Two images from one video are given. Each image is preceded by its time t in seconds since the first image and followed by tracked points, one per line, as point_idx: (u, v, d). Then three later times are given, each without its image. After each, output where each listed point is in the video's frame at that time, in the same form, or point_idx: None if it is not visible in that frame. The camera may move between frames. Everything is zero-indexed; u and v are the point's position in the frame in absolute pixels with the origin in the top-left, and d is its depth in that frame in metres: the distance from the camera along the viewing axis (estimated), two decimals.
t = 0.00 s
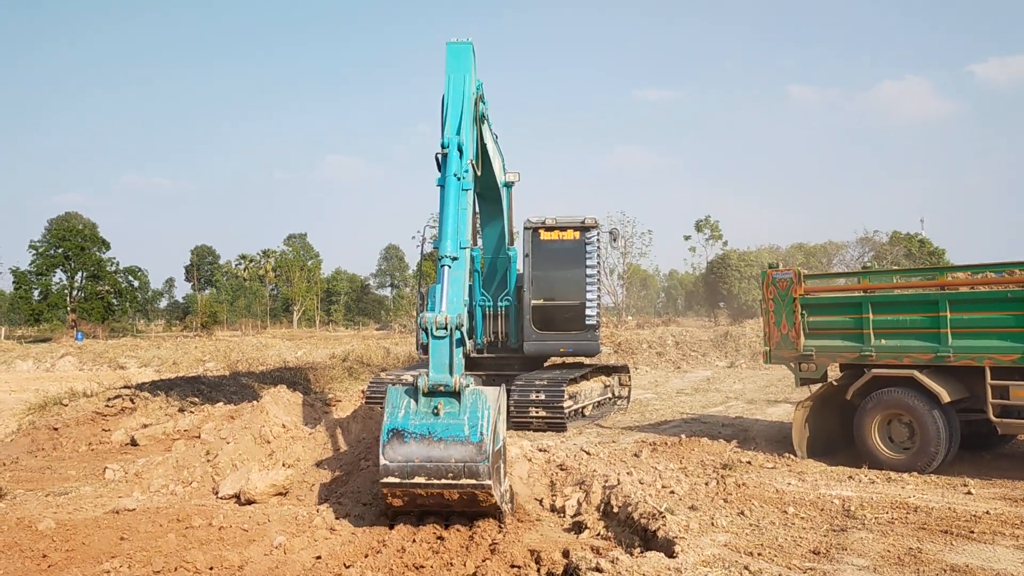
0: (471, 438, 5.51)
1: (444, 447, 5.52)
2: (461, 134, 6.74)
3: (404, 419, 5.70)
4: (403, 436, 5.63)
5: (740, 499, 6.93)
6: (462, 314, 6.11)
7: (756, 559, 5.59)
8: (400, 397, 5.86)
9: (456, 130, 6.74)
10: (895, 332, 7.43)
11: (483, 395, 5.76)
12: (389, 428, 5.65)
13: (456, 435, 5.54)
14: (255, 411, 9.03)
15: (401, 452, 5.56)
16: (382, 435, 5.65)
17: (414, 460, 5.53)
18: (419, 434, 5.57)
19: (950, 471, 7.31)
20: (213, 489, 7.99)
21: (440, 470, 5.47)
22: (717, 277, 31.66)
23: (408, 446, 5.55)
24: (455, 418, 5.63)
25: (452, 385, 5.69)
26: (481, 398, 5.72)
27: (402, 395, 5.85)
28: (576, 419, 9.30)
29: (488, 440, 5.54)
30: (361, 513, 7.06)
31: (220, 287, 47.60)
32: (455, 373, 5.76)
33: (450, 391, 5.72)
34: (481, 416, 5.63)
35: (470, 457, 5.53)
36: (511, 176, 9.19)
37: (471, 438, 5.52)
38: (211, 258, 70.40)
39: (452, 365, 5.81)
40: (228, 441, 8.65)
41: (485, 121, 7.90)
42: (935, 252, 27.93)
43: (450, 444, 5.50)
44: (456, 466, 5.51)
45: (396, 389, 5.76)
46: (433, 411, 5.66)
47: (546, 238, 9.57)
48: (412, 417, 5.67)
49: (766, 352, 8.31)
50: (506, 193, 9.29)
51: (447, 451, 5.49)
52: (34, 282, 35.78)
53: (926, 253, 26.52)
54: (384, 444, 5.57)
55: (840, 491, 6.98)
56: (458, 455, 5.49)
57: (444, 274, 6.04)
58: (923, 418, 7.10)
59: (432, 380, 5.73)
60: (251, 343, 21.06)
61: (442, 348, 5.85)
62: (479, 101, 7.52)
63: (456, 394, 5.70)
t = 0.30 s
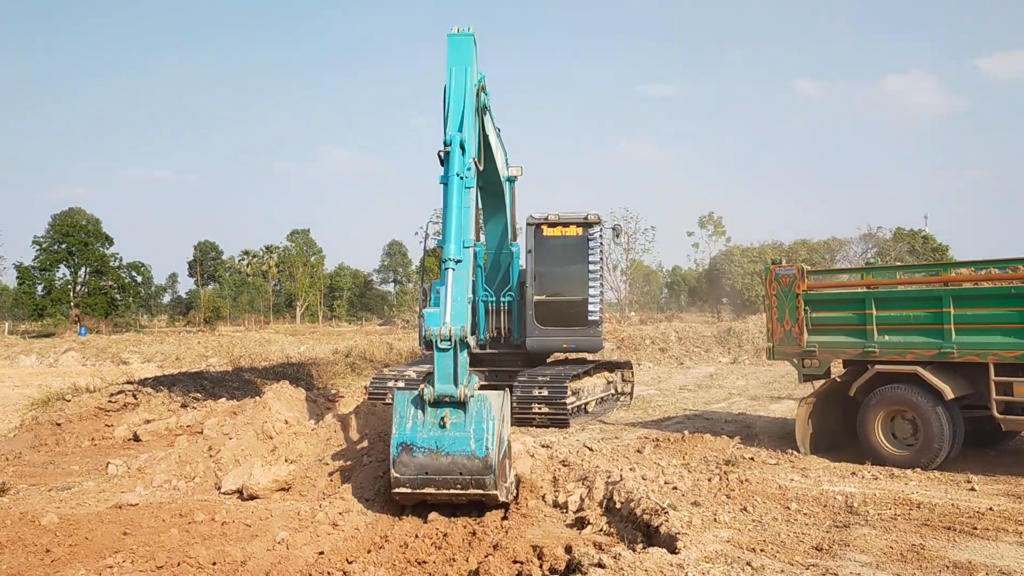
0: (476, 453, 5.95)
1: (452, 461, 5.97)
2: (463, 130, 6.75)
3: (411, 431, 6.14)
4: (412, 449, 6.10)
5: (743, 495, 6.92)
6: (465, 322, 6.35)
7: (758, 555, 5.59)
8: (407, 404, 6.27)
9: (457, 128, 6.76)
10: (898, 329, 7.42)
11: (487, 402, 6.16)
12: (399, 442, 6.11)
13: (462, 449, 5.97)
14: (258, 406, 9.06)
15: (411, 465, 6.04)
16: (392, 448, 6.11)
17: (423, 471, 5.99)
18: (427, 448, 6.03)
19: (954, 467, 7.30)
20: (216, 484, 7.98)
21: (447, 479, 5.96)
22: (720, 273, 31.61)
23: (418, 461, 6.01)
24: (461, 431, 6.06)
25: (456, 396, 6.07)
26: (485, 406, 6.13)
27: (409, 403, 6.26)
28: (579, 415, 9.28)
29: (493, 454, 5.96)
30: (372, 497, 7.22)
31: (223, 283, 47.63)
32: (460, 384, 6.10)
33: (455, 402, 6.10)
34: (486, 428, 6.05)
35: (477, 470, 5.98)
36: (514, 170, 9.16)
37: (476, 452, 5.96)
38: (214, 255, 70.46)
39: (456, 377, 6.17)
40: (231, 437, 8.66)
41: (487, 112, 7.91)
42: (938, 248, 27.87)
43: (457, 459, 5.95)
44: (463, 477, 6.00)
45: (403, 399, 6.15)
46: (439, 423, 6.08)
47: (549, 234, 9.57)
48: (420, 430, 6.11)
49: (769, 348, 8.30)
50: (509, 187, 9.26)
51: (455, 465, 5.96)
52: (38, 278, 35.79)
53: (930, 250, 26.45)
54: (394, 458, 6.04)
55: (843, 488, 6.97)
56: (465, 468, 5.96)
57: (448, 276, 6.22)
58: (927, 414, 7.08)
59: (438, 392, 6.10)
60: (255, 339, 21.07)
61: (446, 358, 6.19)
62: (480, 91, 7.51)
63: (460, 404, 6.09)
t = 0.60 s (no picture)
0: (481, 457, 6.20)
1: (457, 465, 6.23)
2: (466, 134, 6.84)
3: (417, 434, 6.37)
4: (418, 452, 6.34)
5: (743, 494, 6.93)
6: (470, 326, 6.52)
7: (759, 554, 5.61)
8: (413, 407, 6.51)
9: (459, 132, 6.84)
10: (899, 329, 7.42)
11: (491, 405, 6.37)
12: (405, 445, 6.35)
13: (467, 453, 6.22)
14: (259, 405, 9.09)
15: (417, 468, 6.29)
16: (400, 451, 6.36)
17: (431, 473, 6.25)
18: (434, 452, 6.29)
19: (954, 467, 7.31)
20: (218, 482, 8.00)
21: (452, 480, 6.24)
22: (721, 271, 31.62)
23: (424, 464, 6.28)
24: (466, 434, 6.29)
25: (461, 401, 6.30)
26: (489, 409, 6.35)
27: (415, 406, 6.47)
28: (580, 414, 9.28)
29: (497, 457, 6.23)
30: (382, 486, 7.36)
31: (225, 281, 47.64)
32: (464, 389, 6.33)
33: (459, 406, 6.32)
34: (490, 431, 6.29)
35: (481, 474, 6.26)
36: (515, 169, 9.18)
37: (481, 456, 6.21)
38: (216, 252, 70.51)
39: (461, 381, 6.41)
40: (232, 436, 8.67)
41: (489, 108, 7.92)
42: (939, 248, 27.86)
43: (463, 462, 6.21)
44: (468, 479, 6.27)
45: (409, 403, 6.38)
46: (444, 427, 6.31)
47: (550, 233, 9.58)
48: (426, 434, 6.35)
49: (769, 349, 8.29)
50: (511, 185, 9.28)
51: (460, 467, 6.23)
52: (39, 275, 35.78)
53: (931, 250, 26.44)
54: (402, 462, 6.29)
55: (844, 487, 6.98)
56: (470, 471, 6.24)
57: (451, 284, 6.38)
58: (927, 414, 7.09)
59: (444, 397, 6.36)
60: (257, 337, 21.09)
61: (452, 365, 6.42)
62: (483, 89, 7.53)
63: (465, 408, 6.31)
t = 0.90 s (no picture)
0: (485, 460, 6.72)
1: (462, 468, 6.74)
2: (468, 138, 6.95)
3: (424, 438, 6.85)
4: (425, 454, 6.85)
5: (743, 494, 6.93)
6: (472, 331, 6.87)
7: (758, 554, 5.61)
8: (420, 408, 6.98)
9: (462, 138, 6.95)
10: (899, 329, 7.43)
11: (494, 409, 6.86)
12: (412, 449, 6.83)
13: (472, 457, 6.73)
14: (260, 405, 9.10)
15: (424, 472, 6.79)
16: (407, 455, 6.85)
17: (439, 477, 6.76)
18: (439, 455, 6.79)
19: (953, 468, 7.31)
20: (218, 482, 7.99)
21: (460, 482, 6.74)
22: (721, 272, 31.62)
23: (430, 468, 6.78)
24: (471, 438, 6.79)
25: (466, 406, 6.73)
26: (493, 413, 6.85)
27: (422, 411, 6.94)
28: (580, 413, 9.27)
29: (500, 460, 6.74)
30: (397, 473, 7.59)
31: (224, 281, 47.64)
32: (468, 395, 6.74)
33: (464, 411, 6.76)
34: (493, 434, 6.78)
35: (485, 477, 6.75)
36: (515, 169, 9.18)
37: (485, 459, 6.73)
38: (216, 252, 70.59)
39: (465, 385, 6.78)
40: (232, 435, 8.67)
41: (491, 108, 7.95)
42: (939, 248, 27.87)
43: (468, 466, 6.73)
44: (473, 481, 6.79)
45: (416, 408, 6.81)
46: (450, 432, 6.78)
47: (551, 233, 9.59)
48: (431, 438, 6.84)
49: (769, 349, 8.29)
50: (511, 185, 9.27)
51: (465, 470, 6.74)
52: (39, 275, 35.77)
53: (931, 250, 26.44)
54: (409, 466, 6.78)
55: (844, 487, 6.98)
56: (474, 473, 6.74)
57: (457, 291, 6.64)
58: (927, 415, 7.10)
59: (449, 403, 6.76)
60: (257, 336, 21.08)
61: (456, 370, 6.77)
62: (485, 88, 7.56)
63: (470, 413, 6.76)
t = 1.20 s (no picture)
0: (490, 463, 6.99)
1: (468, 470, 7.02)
2: (470, 143, 7.09)
3: (430, 440, 7.09)
4: (431, 456, 7.09)
5: (745, 495, 6.92)
6: (476, 333, 7.10)
7: (761, 554, 5.60)
8: (426, 409, 7.22)
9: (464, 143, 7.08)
10: (901, 329, 7.42)
11: (498, 411, 7.11)
12: (419, 451, 7.08)
13: (477, 460, 6.99)
14: (262, 404, 9.11)
15: (431, 473, 7.07)
16: (414, 456, 7.10)
17: (445, 478, 7.06)
18: (445, 457, 7.04)
19: (956, 468, 7.30)
20: (219, 481, 7.98)
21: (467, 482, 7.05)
22: (724, 272, 31.61)
23: (437, 470, 7.06)
24: (476, 441, 7.02)
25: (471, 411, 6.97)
26: (497, 415, 7.10)
27: (428, 413, 7.16)
28: (583, 414, 9.33)
29: (504, 463, 7.01)
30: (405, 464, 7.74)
31: (227, 281, 47.71)
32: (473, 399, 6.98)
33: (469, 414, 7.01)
34: (497, 436, 7.04)
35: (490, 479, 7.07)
36: (517, 169, 9.19)
37: (490, 462, 7.01)
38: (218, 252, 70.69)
39: (469, 389, 7.01)
40: (234, 434, 8.67)
41: (494, 108, 7.96)
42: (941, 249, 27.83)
43: (473, 468, 7.01)
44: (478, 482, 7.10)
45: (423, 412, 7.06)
46: (456, 434, 7.02)
47: (553, 233, 9.58)
48: (437, 440, 7.07)
49: (772, 349, 8.29)
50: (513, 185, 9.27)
51: (471, 473, 7.03)
52: (42, 274, 35.83)
53: (934, 250, 26.41)
54: (417, 468, 7.05)
55: (846, 488, 6.97)
56: (480, 475, 7.04)
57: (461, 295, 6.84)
58: (929, 415, 7.09)
59: (454, 406, 7.01)
60: (259, 335, 21.11)
61: (460, 375, 7.00)
62: (487, 89, 7.58)
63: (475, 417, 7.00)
